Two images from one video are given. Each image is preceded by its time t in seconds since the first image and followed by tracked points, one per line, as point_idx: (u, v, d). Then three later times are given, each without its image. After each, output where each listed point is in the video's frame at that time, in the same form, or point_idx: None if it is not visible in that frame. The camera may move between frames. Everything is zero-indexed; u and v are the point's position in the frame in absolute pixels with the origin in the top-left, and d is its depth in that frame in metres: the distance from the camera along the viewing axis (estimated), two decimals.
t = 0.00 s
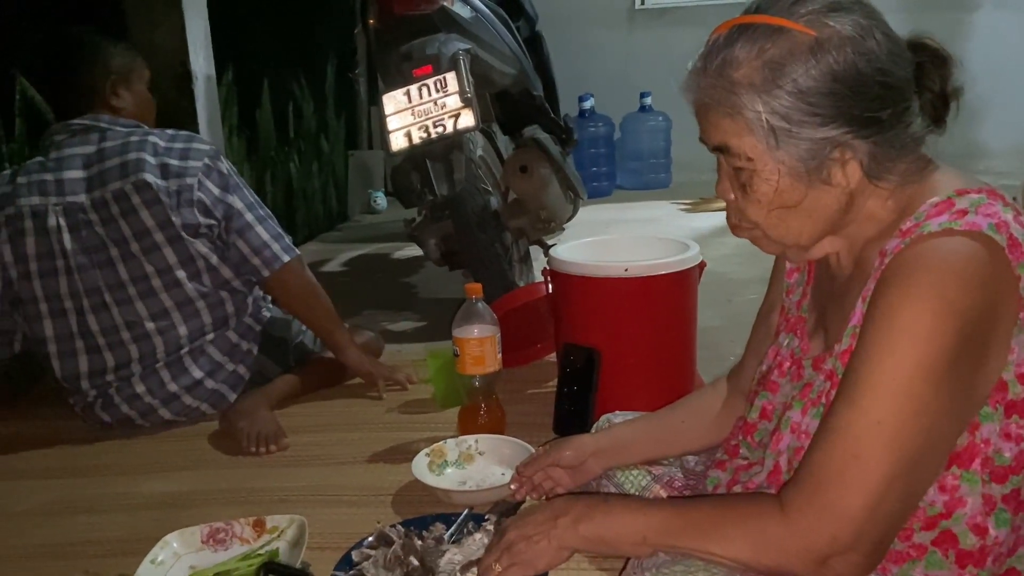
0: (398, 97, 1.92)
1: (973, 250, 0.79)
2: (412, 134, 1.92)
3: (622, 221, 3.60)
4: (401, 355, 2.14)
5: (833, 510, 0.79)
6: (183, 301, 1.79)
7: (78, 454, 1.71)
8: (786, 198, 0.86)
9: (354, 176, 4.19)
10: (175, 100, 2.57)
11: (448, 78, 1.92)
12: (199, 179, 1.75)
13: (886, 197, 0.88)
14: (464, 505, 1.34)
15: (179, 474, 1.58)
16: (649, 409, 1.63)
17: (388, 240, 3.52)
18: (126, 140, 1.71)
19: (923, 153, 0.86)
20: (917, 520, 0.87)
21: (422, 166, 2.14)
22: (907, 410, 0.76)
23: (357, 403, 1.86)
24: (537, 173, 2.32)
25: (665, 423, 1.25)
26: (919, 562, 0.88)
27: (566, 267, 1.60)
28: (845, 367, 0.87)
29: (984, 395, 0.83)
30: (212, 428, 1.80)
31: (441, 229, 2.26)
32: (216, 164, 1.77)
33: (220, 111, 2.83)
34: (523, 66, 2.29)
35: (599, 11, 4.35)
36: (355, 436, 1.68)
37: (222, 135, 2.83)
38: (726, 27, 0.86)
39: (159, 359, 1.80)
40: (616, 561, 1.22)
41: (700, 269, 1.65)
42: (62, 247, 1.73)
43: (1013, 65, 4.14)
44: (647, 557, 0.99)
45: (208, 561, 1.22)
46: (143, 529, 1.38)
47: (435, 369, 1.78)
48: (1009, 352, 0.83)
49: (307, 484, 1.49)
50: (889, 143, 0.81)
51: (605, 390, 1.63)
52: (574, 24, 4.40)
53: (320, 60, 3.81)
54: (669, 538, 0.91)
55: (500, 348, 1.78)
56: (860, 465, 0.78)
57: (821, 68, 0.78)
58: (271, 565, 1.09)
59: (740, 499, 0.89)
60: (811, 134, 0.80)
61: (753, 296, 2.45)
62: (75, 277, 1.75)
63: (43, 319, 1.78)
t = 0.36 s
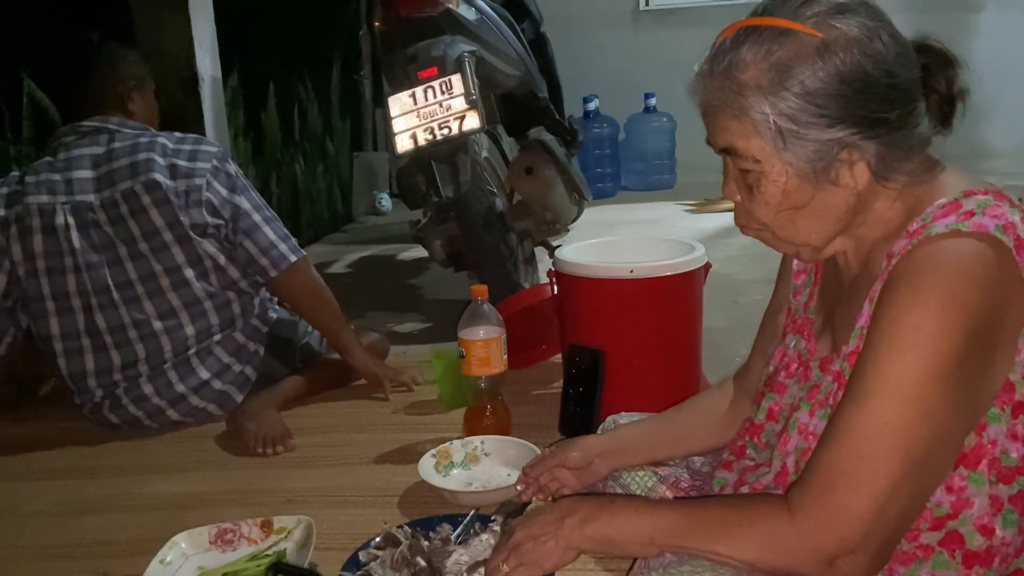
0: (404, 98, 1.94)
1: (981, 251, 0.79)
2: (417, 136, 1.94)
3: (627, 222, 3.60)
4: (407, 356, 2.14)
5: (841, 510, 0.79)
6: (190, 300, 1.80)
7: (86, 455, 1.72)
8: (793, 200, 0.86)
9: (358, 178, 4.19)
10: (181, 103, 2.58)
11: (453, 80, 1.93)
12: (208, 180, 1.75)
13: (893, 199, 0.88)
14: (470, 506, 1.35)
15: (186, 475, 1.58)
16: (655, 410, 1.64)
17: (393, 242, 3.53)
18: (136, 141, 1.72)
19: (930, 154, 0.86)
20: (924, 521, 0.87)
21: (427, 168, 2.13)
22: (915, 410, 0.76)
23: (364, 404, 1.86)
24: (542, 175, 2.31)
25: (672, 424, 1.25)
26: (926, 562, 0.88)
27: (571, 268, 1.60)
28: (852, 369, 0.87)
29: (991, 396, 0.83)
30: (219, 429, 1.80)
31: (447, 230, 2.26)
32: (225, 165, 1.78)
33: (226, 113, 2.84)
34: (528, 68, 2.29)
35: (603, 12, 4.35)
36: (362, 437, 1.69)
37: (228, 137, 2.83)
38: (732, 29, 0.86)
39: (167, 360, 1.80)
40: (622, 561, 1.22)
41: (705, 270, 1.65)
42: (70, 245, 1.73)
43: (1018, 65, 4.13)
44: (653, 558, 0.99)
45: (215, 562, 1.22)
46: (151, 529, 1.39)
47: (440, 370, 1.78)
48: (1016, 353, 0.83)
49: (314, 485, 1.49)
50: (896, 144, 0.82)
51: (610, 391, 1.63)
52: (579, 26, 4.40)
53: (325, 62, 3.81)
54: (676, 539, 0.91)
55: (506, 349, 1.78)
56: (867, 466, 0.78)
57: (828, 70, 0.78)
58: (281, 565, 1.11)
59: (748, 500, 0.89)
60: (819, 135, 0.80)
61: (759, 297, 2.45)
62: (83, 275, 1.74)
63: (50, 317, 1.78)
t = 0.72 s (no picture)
0: (406, 102, 1.94)
1: (979, 257, 0.79)
2: (420, 139, 1.95)
3: (630, 223, 3.60)
4: (410, 359, 2.15)
5: (838, 515, 0.80)
6: (187, 300, 1.80)
7: (89, 457, 1.73)
8: (792, 206, 0.86)
9: (363, 180, 4.20)
10: (185, 106, 2.59)
11: (456, 83, 1.93)
12: (203, 179, 1.77)
13: (891, 205, 0.88)
14: (471, 509, 1.35)
15: (188, 478, 1.59)
16: (656, 414, 1.64)
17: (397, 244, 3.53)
18: (127, 145, 1.73)
19: (928, 160, 0.86)
20: (922, 526, 0.87)
21: (429, 170, 2.16)
22: (912, 415, 0.76)
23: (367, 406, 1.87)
24: (545, 178, 2.30)
25: (673, 428, 1.25)
26: (924, 567, 0.88)
27: (572, 272, 1.60)
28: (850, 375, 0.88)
29: (989, 402, 0.83)
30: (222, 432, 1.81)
31: (449, 233, 2.26)
32: (218, 166, 1.81)
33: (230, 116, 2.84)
34: (530, 71, 2.29)
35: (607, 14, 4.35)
36: (364, 440, 1.69)
37: (233, 140, 2.84)
38: (730, 35, 0.86)
39: (168, 362, 1.81)
40: (621, 565, 1.23)
41: (706, 273, 1.65)
42: (64, 249, 1.73)
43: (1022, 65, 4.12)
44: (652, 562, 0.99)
45: (217, 565, 1.23)
46: (153, 532, 1.40)
47: (442, 372, 1.80)
48: (1013, 359, 0.83)
49: (316, 488, 1.50)
50: (894, 150, 0.82)
51: (611, 394, 1.63)
52: (583, 28, 4.40)
53: (329, 64, 3.82)
54: (674, 544, 0.91)
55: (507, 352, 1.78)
56: (864, 472, 0.78)
57: (825, 75, 0.78)
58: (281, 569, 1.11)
59: (745, 505, 0.89)
60: (817, 141, 0.80)
61: (761, 299, 2.45)
62: (79, 279, 1.74)
63: (47, 322, 1.78)
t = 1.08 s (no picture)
0: (410, 105, 1.96)
1: (974, 262, 0.80)
2: (422, 142, 1.96)
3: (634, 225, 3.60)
4: (413, 360, 2.16)
5: (832, 517, 0.80)
6: (177, 296, 1.82)
7: (93, 458, 1.75)
8: (789, 210, 0.87)
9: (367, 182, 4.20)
10: (190, 109, 2.61)
11: (458, 87, 1.95)
12: (182, 171, 1.80)
13: (888, 210, 0.89)
14: (472, 510, 1.36)
15: (192, 479, 1.60)
16: (656, 416, 1.65)
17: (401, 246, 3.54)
18: (104, 149, 1.78)
19: (925, 164, 0.87)
20: (918, 528, 0.87)
21: (432, 173, 2.16)
22: (906, 418, 0.77)
23: (370, 407, 1.88)
24: (547, 181, 2.36)
25: (673, 429, 1.26)
26: (920, 569, 0.89)
27: (573, 274, 1.61)
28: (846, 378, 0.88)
29: (984, 405, 0.84)
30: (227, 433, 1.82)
31: (451, 236, 2.28)
32: (197, 158, 1.84)
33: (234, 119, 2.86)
34: (533, 74, 2.30)
35: (611, 17, 4.37)
36: (368, 441, 1.71)
37: (237, 143, 2.86)
38: (727, 41, 0.87)
39: (166, 362, 1.82)
40: (622, 566, 1.23)
41: (707, 275, 1.66)
42: (53, 256, 1.76)
43: None
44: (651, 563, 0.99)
45: (220, 565, 1.24)
46: (157, 532, 1.41)
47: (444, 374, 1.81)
48: (1009, 362, 0.84)
49: (318, 489, 1.51)
50: (891, 155, 0.82)
51: (612, 395, 1.64)
52: (586, 29, 4.41)
53: (333, 67, 3.84)
54: (672, 546, 0.92)
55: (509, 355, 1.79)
56: (859, 475, 0.79)
57: (822, 81, 0.79)
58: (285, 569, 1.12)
59: (742, 508, 0.90)
60: (813, 145, 0.81)
61: (763, 301, 2.46)
62: (70, 284, 1.78)
63: (43, 330, 1.81)
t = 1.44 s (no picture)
0: (413, 104, 1.96)
1: (978, 260, 0.79)
2: (426, 141, 1.96)
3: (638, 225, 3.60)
4: (416, 359, 2.16)
5: (835, 515, 0.80)
6: (169, 288, 1.82)
7: (96, 455, 1.75)
8: (795, 208, 0.86)
9: (370, 182, 4.20)
10: (194, 108, 2.62)
11: (462, 86, 1.95)
12: (166, 166, 1.81)
13: (893, 208, 0.89)
14: (475, 508, 1.36)
15: (195, 476, 1.60)
16: (659, 415, 1.65)
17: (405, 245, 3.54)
18: (87, 149, 1.78)
19: (930, 162, 0.87)
20: (921, 526, 0.87)
21: (436, 173, 2.16)
22: (910, 416, 0.77)
23: (373, 406, 1.88)
24: (551, 180, 2.30)
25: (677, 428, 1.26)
26: (923, 567, 0.88)
27: (577, 273, 1.61)
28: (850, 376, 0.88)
29: (989, 404, 0.83)
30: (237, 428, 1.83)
31: (455, 235, 2.28)
32: (179, 154, 1.85)
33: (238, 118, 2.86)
34: (537, 73, 2.30)
35: (615, 16, 4.36)
36: (371, 439, 1.71)
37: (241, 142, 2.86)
38: (732, 39, 0.87)
39: (165, 353, 1.82)
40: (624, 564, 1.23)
41: (711, 274, 1.66)
42: (40, 255, 1.74)
43: None
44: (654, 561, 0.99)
45: (223, 562, 1.24)
46: (160, 530, 1.41)
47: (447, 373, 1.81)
48: (1014, 361, 0.84)
49: (322, 487, 1.51)
50: (896, 152, 0.82)
51: (615, 394, 1.64)
52: (590, 29, 4.40)
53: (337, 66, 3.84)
54: (674, 543, 0.92)
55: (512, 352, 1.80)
56: (863, 472, 0.79)
57: (826, 78, 0.79)
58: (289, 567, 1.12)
59: (745, 505, 0.90)
60: (818, 143, 0.81)
61: (768, 301, 2.46)
62: (59, 281, 1.76)
63: (36, 329, 1.79)
